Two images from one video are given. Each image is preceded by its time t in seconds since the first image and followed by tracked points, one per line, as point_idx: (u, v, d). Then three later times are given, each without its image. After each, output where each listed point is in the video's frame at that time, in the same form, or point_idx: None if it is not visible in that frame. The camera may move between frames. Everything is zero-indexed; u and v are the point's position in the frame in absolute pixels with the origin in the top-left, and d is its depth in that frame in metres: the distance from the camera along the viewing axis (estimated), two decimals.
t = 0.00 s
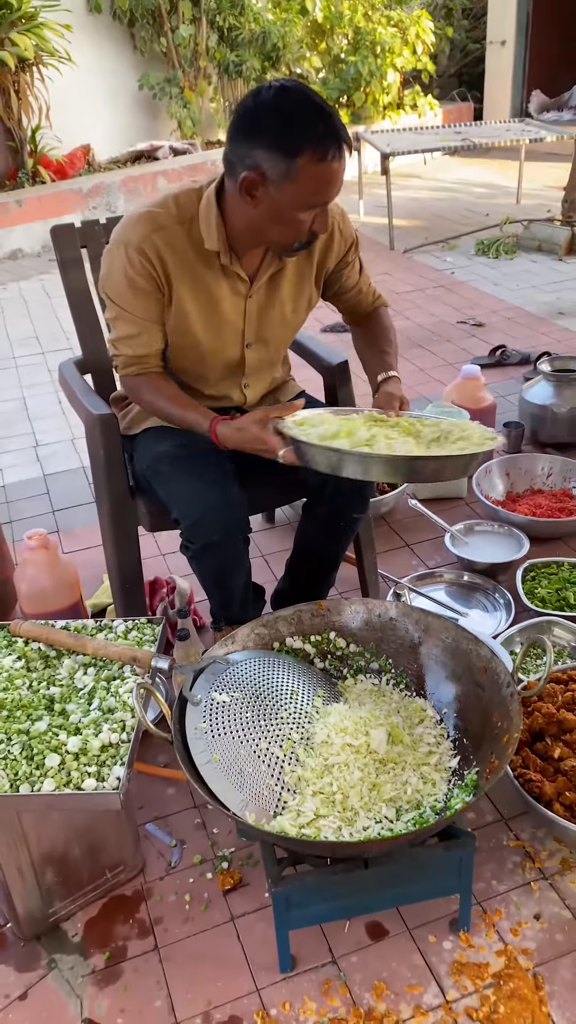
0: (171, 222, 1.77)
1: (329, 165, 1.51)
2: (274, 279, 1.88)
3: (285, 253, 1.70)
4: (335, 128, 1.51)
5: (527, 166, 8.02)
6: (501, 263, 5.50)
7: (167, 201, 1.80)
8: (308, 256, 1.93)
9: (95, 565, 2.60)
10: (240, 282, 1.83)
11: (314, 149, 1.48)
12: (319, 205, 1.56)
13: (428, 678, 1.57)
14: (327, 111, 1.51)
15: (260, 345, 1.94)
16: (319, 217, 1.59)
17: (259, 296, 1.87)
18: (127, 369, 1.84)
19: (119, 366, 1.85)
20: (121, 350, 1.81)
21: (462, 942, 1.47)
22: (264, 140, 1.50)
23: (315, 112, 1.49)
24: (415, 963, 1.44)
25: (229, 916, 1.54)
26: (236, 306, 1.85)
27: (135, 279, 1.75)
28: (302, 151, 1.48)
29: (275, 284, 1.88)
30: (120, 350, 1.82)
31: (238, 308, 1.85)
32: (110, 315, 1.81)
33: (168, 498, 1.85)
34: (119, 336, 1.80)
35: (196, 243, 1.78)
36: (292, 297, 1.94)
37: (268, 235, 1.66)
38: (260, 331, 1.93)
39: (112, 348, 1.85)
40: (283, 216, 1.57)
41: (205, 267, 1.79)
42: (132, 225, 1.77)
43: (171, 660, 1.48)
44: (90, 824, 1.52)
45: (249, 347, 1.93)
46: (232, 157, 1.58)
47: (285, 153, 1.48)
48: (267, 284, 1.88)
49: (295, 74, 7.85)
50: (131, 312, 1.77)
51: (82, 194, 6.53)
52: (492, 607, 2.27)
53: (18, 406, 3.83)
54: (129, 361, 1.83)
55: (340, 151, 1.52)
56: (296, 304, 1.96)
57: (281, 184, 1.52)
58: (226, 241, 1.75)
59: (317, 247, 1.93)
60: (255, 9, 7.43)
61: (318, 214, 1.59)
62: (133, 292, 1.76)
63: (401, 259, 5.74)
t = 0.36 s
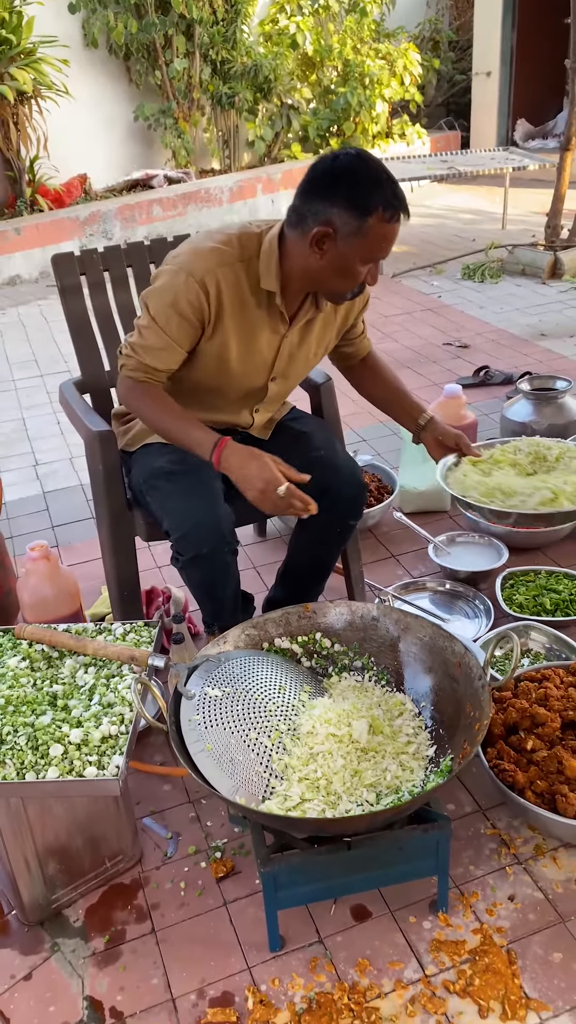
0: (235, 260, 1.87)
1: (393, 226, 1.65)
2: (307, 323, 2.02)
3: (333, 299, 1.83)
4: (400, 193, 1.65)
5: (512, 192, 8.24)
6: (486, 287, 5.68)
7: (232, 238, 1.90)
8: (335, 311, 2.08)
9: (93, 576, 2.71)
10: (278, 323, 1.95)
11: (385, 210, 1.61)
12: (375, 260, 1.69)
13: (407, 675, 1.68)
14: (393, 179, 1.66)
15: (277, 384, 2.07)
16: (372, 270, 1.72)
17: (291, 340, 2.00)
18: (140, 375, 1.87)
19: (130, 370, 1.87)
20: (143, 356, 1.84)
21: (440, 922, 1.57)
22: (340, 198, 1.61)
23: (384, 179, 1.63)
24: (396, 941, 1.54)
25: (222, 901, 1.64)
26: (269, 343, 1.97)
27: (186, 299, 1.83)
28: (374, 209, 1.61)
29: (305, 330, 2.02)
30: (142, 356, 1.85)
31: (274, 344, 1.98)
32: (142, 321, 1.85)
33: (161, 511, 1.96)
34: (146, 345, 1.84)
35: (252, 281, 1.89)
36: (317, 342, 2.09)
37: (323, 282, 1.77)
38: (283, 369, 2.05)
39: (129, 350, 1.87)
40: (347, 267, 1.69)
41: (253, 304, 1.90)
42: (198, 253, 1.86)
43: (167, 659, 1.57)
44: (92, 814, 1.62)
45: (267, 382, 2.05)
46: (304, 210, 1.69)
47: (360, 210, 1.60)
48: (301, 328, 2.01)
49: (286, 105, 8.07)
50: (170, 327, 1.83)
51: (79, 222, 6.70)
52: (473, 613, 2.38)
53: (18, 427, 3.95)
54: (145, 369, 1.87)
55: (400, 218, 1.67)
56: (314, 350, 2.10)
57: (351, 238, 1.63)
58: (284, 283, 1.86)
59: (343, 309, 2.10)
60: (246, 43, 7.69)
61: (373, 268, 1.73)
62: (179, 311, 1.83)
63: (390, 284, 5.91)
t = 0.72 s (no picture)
0: (292, 306, 1.85)
1: (443, 304, 1.63)
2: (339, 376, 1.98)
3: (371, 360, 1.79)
4: (452, 274, 1.63)
5: (503, 208, 8.39)
6: (476, 300, 5.81)
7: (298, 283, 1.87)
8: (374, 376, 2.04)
9: (92, 580, 2.78)
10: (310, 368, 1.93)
11: (437, 287, 1.59)
12: (418, 332, 1.67)
13: (392, 667, 1.76)
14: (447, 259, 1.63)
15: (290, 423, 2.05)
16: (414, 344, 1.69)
17: (317, 389, 1.98)
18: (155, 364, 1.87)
19: (146, 353, 1.86)
20: (163, 351, 1.84)
21: (425, 903, 1.64)
22: (396, 268, 1.58)
23: (438, 255, 1.61)
24: (382, 921, 1.61)
25: (216, 885, 1.71)
26: (295, 383, 1.96)
27: (228, 322, 1.81)
28: (427, 284, 1.58)
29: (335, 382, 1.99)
30: (163, 351, 1.85)
31: (298, 384, 1.95)
32: (177, 319, 1.84)
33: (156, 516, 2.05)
34: (170, 342, 1.83)
35: (300, 328, 1.86)
36: (343, 396, 2.06)
37: (364, 343, 1.74)
38: (300, 410, 2.03)
39: (154, 337, 1.86)
40: (394, 335, 1.67)
41: (292, 346, 1.88)
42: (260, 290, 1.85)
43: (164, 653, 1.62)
44: (92, 802, 1.69)
45: (280, 418, 2.03)
46: (360, 275, 1.65)
47: (414, 284, 1.57)
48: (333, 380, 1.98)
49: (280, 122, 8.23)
50: (198, 338, 1.82)
51: (77, 238, 6.82)
52: (459, 613, 2.46)
53: (18, 436, 4.03)
54: (161, 361, 1.86)
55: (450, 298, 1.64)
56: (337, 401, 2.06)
57: (402, 308, 1.60)
58: (330, 339, 1.82)
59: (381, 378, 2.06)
60: (241, 62, 7.86)
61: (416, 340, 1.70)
62: (215, 328, 1.82)
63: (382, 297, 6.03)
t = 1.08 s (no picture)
0: (337, 348, 1.91)
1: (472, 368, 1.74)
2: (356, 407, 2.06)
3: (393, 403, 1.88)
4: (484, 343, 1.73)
5: (496, 216, 8.48)
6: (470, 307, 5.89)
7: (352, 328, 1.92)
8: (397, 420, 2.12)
9: (92, 581, 2.83)
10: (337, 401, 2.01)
11: (472, 354, 1.70)
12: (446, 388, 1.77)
13: (386, 661, 1.81)
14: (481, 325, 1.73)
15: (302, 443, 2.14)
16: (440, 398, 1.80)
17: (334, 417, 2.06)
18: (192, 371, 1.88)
19: (185, 357, 1.87)
20: (204, 362, 1.86)
21: (419, 891, 1.68)
22: (436, 329, 1.68)
23: (476, 321, 1.71)
24: (378, 908, 1.65)
25: (215, 875, 1.75)
26: (318, 412, 2.03)
27: (274, 353, 1.87)
28: (463, 348, 1.68)
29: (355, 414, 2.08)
30: (203, 363, 1.86)
31: (318, 412, 2.03)
32: (224, 334, 1.86)
33: (163, 516, 2.10)
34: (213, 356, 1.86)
35: (340, 368, 1.93)
36: (354, 428, 2.15)
37: (393, 389, 1.84)
38: (309, 431, 2.11)
39: (195, 347, 1.86)
40: (424, 387, 1.77)
41: (326, 380, 1.95)
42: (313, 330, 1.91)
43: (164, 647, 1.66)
44: (95, 794, 1.73)
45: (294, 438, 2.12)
46: (400, 326, 1.73)
47: (451, 347, 1.67)
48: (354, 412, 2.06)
49: (275, 132, 8.33)
50: (242, 360, 1.86)
51: (75, 246, 6.88)
52: (453, 613, 2.50)
53: (17, 441, 4.08)
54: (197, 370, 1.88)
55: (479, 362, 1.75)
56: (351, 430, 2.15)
57: (437, 365, 1.70)
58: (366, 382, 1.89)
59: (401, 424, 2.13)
60: (237, 73, 7.96)
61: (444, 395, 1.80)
62: (260, 356, 1.87)
63: (376, 305, 6.10)
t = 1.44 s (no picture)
0: (345, 359, 1.91)
1: (472, 391, 1.73)
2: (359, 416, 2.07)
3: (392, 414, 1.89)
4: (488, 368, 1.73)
5: (491, 221, 8.52)
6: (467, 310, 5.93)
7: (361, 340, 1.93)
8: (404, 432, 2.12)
9: (95, 582, 2.84)
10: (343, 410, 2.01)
11: (472, 374, 1.69)
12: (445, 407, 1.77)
13: (391, 659, 1.83)
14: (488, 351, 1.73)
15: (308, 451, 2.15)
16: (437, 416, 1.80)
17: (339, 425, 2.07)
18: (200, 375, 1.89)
19: (193, 359, 1.89)
20: (211, 365, 1.87)
21: (424, 887, 1.70)
22: (440, 342, 1.69)
23: (484, 343, 1.71)
24: (385, 904, 1.67)
25: (221, 872, 1.77)
26: (323, 421, 2.04)
27: (282, 362, 1.88)
28: (465, 366, 1.68)
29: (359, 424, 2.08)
30: (211, 366, 1.88)
31: (323, 421, 2.04)
32: (232, 339, 1.88)
33: (172, 516, 2.12)
34: (221, 361, 1.87)
35: (345, 379, 1.94)
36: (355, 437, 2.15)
37: (392, 398, 1.84)
38: (312, 439, 2.12)
39: (203, 353, 1.88)
40: (420, 398, 1.77)
41: (332, 390, 1.96)
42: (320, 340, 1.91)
43: (171, 646, 1.68)
44: (102, 792, 1.74)
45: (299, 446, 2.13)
46: (408, 330, 1.77)
47: (449, 359, 1.68)
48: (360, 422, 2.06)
49: (272, 137, 8.38)
50: (248, 366, 1.88)
51: (73, 250, 6.90)
52: (453, 613, 2.51)
53: (17, 444, 4.09)
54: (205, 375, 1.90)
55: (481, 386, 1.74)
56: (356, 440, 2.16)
57: (431, 374, 1.71)
58: (371, 393, 1.90)
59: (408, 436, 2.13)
60: (234, 78, 8.00)
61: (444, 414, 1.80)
62: (267, 363, 1.88)
63: (374, 309, 6.13)
